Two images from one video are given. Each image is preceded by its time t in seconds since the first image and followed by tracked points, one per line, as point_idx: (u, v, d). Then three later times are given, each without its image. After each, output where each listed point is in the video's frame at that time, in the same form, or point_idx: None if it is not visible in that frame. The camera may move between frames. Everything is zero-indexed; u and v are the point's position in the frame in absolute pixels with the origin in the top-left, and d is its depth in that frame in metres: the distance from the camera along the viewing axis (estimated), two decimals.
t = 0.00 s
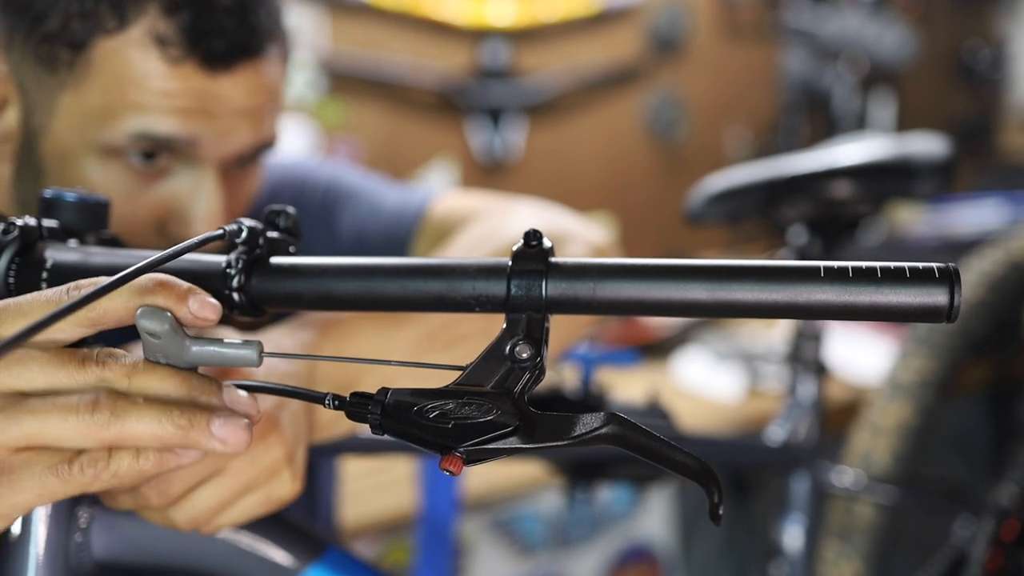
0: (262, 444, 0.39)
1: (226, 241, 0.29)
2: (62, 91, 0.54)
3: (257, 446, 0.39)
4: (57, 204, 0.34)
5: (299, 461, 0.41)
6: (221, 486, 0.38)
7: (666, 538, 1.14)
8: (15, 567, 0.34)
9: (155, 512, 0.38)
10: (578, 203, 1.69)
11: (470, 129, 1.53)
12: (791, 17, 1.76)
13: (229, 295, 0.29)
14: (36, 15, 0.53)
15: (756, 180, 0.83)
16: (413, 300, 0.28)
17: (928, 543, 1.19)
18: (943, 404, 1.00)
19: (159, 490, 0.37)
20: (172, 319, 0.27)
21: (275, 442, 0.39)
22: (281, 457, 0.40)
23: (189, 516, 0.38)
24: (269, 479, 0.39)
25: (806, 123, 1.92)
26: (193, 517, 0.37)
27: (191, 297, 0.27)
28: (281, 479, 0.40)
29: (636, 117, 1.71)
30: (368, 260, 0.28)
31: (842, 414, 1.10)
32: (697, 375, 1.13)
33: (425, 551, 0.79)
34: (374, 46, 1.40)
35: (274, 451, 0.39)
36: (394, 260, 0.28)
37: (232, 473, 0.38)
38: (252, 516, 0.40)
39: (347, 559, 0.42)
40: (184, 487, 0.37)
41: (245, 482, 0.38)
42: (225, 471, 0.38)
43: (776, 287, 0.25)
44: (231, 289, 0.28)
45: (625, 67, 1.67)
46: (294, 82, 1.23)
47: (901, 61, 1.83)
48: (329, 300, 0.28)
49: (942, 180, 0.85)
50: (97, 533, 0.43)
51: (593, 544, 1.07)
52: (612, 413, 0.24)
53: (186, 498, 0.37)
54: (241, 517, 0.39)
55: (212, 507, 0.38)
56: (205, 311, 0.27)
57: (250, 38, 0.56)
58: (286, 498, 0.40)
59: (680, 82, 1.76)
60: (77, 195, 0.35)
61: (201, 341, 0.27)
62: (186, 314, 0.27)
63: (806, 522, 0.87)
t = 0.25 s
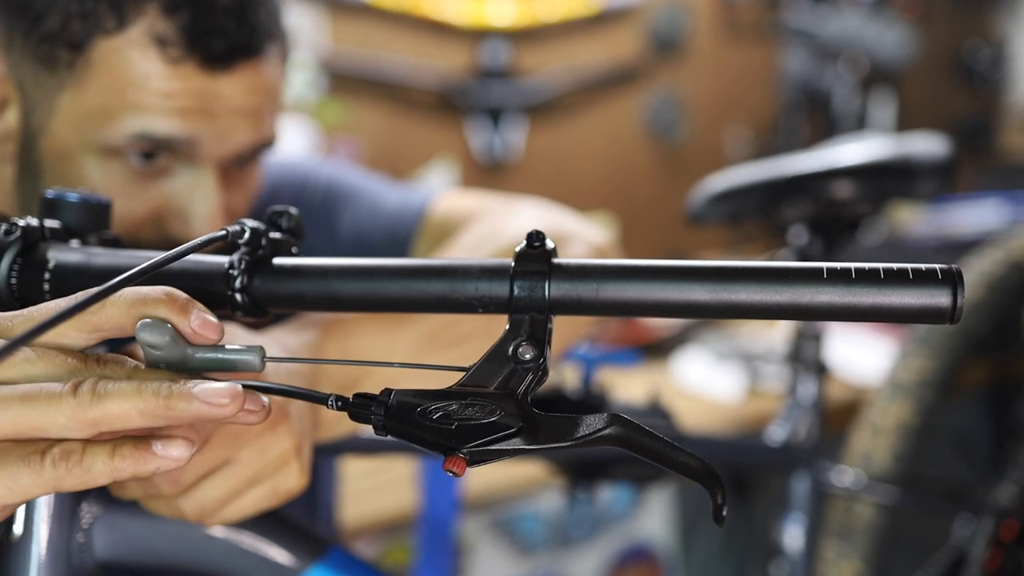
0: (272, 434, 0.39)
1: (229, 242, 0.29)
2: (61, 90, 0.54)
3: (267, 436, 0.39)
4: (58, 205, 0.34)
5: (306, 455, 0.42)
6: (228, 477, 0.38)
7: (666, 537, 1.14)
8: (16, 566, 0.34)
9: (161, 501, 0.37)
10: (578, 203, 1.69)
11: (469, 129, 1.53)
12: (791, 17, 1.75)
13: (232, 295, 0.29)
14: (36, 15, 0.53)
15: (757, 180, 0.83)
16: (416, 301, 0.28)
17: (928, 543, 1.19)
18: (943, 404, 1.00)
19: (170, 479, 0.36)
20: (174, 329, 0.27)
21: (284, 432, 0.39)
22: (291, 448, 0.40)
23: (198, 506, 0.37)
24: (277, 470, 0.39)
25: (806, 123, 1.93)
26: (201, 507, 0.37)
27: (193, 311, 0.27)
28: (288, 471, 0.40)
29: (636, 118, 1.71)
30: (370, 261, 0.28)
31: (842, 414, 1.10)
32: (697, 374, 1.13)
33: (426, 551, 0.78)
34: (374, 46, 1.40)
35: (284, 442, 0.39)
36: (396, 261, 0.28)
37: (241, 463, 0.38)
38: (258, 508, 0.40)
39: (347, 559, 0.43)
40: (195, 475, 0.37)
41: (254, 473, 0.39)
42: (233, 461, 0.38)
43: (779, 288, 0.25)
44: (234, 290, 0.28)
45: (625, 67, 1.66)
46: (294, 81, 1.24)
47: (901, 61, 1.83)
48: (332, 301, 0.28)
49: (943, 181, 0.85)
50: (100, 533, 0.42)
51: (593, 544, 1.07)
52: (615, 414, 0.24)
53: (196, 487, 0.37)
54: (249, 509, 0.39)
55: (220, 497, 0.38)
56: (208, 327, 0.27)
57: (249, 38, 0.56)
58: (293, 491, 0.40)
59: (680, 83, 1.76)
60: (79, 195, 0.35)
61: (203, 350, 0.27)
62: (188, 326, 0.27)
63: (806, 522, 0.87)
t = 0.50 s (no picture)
0: (276, 431, 0.38)
1: (225, 242, 0.29)
2: (61, 84, 0.54)
3: (271, 432, 0.38)
4: (56, 204, 0.34)
5: (309, 451, 0.41)
6: (230, 477, 0.38)
7: (666, 538, 1.14)
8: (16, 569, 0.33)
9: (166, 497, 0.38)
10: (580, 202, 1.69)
11: (469, 129, 1.53)
12: (791, 17, 1.75)
13: (228, 295, 0.29)
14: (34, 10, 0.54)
15: (756, 180, 0.83)
16: (412, 301, 0.28)
17: (928, 543, 1.19)
18: (943, 404, 1.00)
19: (177, 474, 0.36)
20: (163, 351, 0.26)
21: (289, 429, 0.39)
22: (294, 445, 0.39)
23: (203, 502, 0.38)
24: (280, 467, 0.39)
25: (806, 123, 1.92)
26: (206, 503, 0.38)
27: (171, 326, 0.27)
28: (292, 467, 0.39)
29: (636, 117, 1.71)
30: (366, 261, 0.28)
31: (842, 414, 1.10)
32: (697, 374, 1.13)
33: (425, 551, 0.78)
34: (373, 46, 1.40)
35: (287, 439, 0.39)
36: (392, 260, 0.28)
37: (246, 460, 0.38)
38: (261, 505, 0.40)
39: (346, 559, 0.42)
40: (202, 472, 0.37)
41: (257, 470, 0.38)
42: (238, 457, 0.37)
43: (775, 288, 0.25)
44: (230, 290, 0.28)
45: (625, 68, 1.66)
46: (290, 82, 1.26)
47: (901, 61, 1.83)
48: (328, 300, 0.28)
49: (942, 180, 0.85)
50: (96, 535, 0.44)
51: (593, 544, 1.07)
52: (611, 414, 0.24)
53: (203, 482, 0.37)
54: (251, 506, 0.39)
55: (224, 494, 0.38)
56: (193, 343, 0.26)
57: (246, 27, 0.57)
58: (297, 488, 0.40)
59: (680, 83, 1.76)
60: (77, 196, 0.35)
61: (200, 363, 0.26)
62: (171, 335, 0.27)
63: (806, 522, 0.87)
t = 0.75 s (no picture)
0: (284, 429, 0.39)
1: (227, 241, 0.29)
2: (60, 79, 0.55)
3: (280, 430, 0.39)
4: (58, 204, 0.34)
5: (314, 450, 0.41)
6: (243, 471, 0.37)
7: (666, 538, 1.14)
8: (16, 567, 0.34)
9: (172, 496, 0.36)
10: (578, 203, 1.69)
11: (470, 129, 1.53)
12: (791, 17, 1.75)
13: (231, 294, 0.28)
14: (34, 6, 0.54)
15: (756, 180, 0.83)
16: (414, 300, 0.28)
17: (928, 544, 1.19)
18: (943, 404, 1.00)
19: (196, 470, 0.35)
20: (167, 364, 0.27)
21: (296, 428, 0.39)
22: (301, 443, 0.40)
23: (210, 499, 0.37)
24: (287, 466, 0.39)
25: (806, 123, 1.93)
26: (214, 499, 0.36)
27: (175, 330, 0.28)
28: (298, 466, 0.40)
29: (636, 117, 1.71)
30: (368, 260, 0.28)
31: (842, 414, 1.10)
32: (697, 374, 1.13)
33: (425, 551, 0.78)
34: (373, 46, 1.40)
35: (295, 437, 0.39)
36: (394, 260, 0.28)
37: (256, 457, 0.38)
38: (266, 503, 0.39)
39: (347, 559, 0.43)
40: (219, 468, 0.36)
41: (266, 466, 0.38)
42: (249, 453, 0.37)
43: (777, 287, 0.25)
44: (232, 288, 0.28)
45: (625, 67, 1.66)
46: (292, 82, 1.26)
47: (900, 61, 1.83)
48: (330, 299, 0.28)
49: (942, 180, 0.85)
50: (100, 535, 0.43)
51: (593, 544, 1.07)
52: (613, 413, 0.24)
53: (217, 479, 0.36)
54: (257, 503, 0.39)
55: (232, 490, 0.37)
56: (191, 348, 0.27)
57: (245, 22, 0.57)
58: (301, 488, 0.40)
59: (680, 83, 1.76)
60: (79, 195, 0.35)
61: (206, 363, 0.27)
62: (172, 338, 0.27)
63: (806, 522, 0.87)
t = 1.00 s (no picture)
0: (279, 446, 0.39)
1: (229, 244, 0.29)
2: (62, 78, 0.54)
3: (274, 448, 0.39)
4: (58, 206, 0.34)
5: (310, 463, 0.42)
6: (237, 491, 0.37)
7: (665, 538, 1.14)
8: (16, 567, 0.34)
9: (168, 517, 0.36)
10: (578, 203, 1.69)
11: (469, 129, 1.53)
12: (791, 17, 1.75)
13: (232, 297, 0.28)
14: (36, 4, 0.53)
15: (757, 180, 0.83)
16: (416, 302, 0.27)
17: (928, 544, 1.19)
18: (943, 405, 1.00)
19: (192, 491, 0.35)
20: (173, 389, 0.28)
21: (290, 445, 0.40)
22: (296, 459, 0.40)
23: (206, 518, 0.36)
24: (283, 481, 0.39)
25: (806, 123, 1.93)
26: (212, 518, 0.36)
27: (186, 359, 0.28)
28: (294, 480, 0.40)
29: (636, 117, 1.71)
30: (370, 263, 0.28)
31: (843, 414, 1.10)
32: (697, 374, 1.13)
33: (426, 552, 0.78)
34: (373, 45, 1.40)
35: (289, 453, 0.40)
36: (397, 262, 0.28)
37: (250, 476, 0.38)
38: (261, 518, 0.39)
39: (347, 560, 0.43)
40: (215, 488, 0.36)
41: (262, 482, 0.38)
42: (244, 473, 0.37)
43: (780, 290, 0.25)
44: (234, 292, 0.28)
45: (625, 67, 1.66)
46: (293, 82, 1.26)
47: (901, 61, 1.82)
48: (332, 302, 0.28)
49: (942, 180, 0.85)
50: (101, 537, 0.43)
51: (593, 544, 1.07)
52: (616, 416, 0.24)
53: (212, 500, 0.36)
54: (254, 518, 0.39)
55: (228, 509, 0.37)
56: (196, 385, 0.28)
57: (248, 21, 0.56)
58: (298, 499, 0.40)
59: (680, 83, 1.76)
60: (79, 197, 0.35)
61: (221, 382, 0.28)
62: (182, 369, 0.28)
63: (806, 522, 0.87)
